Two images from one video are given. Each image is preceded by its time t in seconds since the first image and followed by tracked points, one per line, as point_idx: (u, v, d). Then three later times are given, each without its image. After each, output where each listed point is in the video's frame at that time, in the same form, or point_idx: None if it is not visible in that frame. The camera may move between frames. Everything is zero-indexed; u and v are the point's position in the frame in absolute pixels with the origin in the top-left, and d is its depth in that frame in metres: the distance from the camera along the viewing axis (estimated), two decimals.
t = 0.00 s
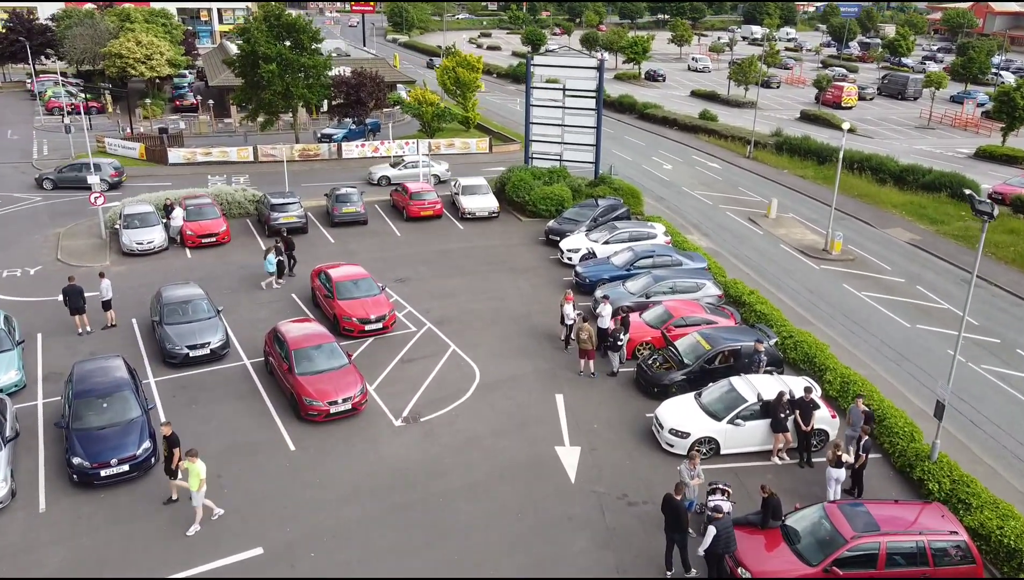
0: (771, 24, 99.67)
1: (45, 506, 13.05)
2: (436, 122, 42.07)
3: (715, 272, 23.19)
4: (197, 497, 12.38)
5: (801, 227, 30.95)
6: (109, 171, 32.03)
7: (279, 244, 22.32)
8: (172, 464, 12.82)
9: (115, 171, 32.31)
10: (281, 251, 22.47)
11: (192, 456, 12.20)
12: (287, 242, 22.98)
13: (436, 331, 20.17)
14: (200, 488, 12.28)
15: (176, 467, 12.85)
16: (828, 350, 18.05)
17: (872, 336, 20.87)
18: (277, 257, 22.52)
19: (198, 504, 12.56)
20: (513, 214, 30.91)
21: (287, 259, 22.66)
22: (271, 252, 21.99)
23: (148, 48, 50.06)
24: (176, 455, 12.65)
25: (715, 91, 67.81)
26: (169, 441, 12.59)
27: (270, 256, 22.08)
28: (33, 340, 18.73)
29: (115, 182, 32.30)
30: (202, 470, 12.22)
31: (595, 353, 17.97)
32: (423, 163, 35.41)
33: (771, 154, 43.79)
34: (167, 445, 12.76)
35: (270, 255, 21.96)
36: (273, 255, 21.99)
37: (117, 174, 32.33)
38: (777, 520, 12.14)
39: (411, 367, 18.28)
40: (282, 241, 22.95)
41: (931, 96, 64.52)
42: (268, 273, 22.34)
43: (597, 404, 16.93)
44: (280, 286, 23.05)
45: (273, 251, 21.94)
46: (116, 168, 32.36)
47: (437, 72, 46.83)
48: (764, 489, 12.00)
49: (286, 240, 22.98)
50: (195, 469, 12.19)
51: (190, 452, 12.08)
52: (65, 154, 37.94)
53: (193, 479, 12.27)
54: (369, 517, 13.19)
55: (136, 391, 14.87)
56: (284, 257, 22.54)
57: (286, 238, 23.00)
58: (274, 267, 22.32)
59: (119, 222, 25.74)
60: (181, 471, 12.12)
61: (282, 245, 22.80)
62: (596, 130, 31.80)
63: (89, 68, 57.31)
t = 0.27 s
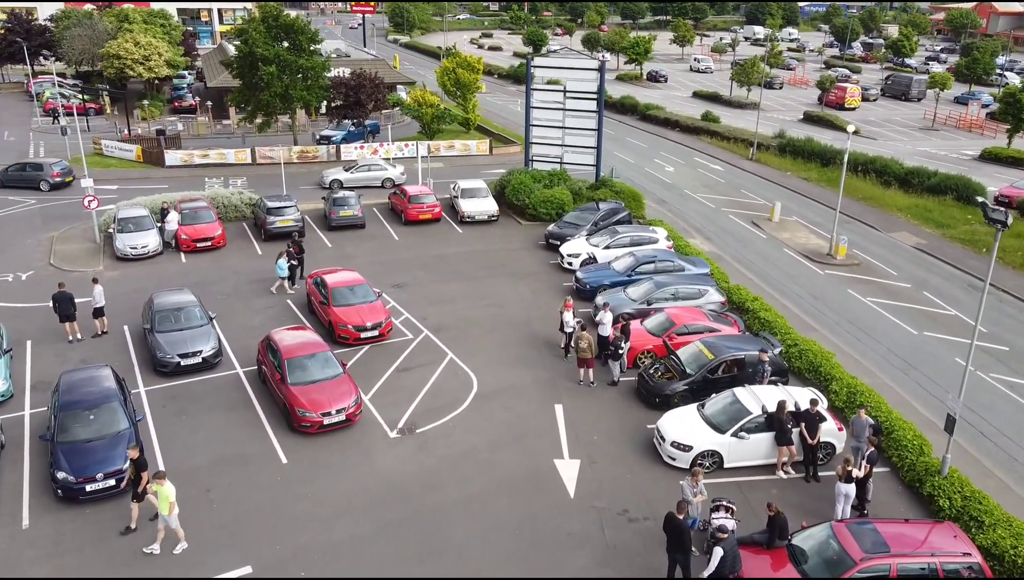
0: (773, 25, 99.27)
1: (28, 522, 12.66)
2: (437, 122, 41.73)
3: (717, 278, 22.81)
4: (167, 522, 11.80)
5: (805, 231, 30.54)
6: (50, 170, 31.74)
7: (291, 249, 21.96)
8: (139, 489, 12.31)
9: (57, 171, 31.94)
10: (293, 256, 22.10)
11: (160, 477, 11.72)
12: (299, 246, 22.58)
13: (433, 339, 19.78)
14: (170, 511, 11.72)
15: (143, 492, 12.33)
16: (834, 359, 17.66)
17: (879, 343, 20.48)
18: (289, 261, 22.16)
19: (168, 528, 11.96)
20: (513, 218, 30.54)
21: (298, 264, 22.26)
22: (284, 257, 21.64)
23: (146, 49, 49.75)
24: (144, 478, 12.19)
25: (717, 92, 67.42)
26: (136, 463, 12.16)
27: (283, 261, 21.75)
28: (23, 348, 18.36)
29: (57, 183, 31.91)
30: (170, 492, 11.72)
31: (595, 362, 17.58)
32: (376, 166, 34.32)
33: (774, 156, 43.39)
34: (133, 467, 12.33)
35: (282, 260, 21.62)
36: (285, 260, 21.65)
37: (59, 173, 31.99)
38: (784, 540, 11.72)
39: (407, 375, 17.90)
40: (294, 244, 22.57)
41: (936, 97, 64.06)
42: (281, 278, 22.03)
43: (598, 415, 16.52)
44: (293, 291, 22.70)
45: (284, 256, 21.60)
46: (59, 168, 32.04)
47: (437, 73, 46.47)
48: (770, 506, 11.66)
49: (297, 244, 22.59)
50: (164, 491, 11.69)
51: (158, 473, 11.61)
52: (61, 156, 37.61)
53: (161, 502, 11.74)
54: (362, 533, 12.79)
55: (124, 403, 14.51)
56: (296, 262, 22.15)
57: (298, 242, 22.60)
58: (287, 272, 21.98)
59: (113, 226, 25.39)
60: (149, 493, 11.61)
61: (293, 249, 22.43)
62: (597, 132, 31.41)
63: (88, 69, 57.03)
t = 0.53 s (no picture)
0: (789, 25, 98.41)
1: (23, 535, 12.36)
2: (447, 125, 41.91)
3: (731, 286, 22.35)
4: (139, 544, 11.32)
5: (821, 237, 29.97)
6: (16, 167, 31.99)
7: (313, 253, 21.87)
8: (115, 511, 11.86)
9: (24, 168, 32.06)
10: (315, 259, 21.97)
11: (133, 498, 11.26)
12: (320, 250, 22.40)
13: (441, 347, 19.39)
14: (144, 533, 11.25)
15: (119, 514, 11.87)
16: (853, 372, 17.16)
17: (898, 354, 19.95)
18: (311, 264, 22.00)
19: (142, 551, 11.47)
20: (523, 222, 30.15)
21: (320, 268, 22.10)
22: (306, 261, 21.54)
23: (158, 50, 49.70)
24: (119, 500, 11.75)
25: (732, 93, 66.75)
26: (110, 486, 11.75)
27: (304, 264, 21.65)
28: (26, 353, 18.13)
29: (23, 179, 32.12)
30: (143, 513, 11.24)
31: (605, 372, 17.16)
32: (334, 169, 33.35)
33: (789, 159, 42.76)
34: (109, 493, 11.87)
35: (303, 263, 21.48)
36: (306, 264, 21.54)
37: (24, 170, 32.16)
38: (801, 563, 11.20)
39: (414, 385, 17.53)
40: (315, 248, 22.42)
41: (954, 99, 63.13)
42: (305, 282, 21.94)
43: (609, 428, 16.08)
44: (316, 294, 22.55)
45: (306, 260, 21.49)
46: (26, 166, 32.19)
47: (449, 74, 46.16)
48: (788, 529, 11.24)
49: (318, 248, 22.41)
50: (136, 513, 11.23)
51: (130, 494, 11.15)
52: (71, 157, 37.54)
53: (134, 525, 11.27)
54: (364, 550, 12.42)
55: (124, 412, 14.23)
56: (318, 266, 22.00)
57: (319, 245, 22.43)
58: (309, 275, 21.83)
59: (120, 229, 25.17)
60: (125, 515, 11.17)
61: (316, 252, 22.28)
62: (609, 135, 30.95)
63: (101, 70, 57.14)
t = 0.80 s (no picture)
0: (802, 26, 97.53)
1: (15, 549, 12.01)
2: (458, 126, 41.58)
3: (745, 292, 21.85)
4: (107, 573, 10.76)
5: (837, 242, 29.39)
6: None
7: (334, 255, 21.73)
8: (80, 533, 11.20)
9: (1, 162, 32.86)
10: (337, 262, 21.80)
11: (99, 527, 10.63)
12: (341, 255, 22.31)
13: (448, 354, 18.98)
14: (111, 562, 10.69)
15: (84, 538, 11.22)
16: (871, 383, 16.64)
17: (917, 364, 19.40)
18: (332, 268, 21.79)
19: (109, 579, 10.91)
20: (532, 225, 29.71)
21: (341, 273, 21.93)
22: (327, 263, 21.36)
23: (168, 50, 49.59)
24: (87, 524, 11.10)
25: (745, 94, 66.08)
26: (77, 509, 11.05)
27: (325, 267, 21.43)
28: (26, 358, 17.83)
29: None
30: (110, 542, 10.65)
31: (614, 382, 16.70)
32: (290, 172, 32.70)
33: (804, 161, 42.13)
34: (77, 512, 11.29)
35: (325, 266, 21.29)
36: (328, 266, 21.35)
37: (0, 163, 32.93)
38: None
39: (419, 393, 17.12)
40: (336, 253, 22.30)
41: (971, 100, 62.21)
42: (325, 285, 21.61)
43: (619, 440, 15.62)
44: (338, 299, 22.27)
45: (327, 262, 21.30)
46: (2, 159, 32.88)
47: (458, 75, 45.82)
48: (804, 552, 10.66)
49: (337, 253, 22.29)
50: (102, 542, 10.61)
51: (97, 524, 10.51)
52: (79, 157, 37.40)
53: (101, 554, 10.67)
54: (364, 567, 12.01)
55: (122, 421, 13.90)
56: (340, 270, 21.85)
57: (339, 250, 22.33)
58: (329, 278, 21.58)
59: (125, 231, 24.90)
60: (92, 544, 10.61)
61: (336, 257, 22.12)
62: (620, 137, 30.49)
63: (112, 70, 57.21)
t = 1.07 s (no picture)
0: (813, 26, 96.76)
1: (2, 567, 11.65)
2: (464, 127, 41.32)
3: (756, 300, 21.38)
4: None
5: (849, 247, 28.86)
6: None
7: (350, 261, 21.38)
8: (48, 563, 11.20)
9: None
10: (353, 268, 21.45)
11: (59, 557, 10.54)
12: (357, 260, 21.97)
13: (451, 363, 18.55)
14: None
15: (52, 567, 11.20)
16: (887, 396, 16.13)
17: (934, 376, 18.87)
18: (347, 274, 21.43)
19: None
20: (539, 229, 29.28)
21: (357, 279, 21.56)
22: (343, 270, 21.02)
23: (173, 50, 49.40)
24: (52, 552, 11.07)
25: (754, 95, 65.47)
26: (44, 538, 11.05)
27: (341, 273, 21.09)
28: (22, 366, 17.50)
29: None
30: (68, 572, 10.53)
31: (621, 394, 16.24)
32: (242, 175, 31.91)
33: (814, 164, 41.57)
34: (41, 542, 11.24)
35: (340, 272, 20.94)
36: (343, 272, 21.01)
37: None
38: None
39: (421, 404, 16.70)
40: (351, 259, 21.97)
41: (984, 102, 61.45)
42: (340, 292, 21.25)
43: (628, 455, 15.16)
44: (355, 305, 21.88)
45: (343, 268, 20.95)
46: None
47: (465, 76, 45.45)
48: None
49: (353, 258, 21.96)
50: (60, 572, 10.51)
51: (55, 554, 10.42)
52: (83, 159, 37.19)
53: None
54: None
55: (115, 434, 13.56)
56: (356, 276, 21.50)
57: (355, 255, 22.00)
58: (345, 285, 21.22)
59: (126, 235, 24.57)
60: (46, 578, 10.41)
61: (353, 263, 21.79)
62: (628, 140, 30.02)
63: (118, 70, 57.08)
